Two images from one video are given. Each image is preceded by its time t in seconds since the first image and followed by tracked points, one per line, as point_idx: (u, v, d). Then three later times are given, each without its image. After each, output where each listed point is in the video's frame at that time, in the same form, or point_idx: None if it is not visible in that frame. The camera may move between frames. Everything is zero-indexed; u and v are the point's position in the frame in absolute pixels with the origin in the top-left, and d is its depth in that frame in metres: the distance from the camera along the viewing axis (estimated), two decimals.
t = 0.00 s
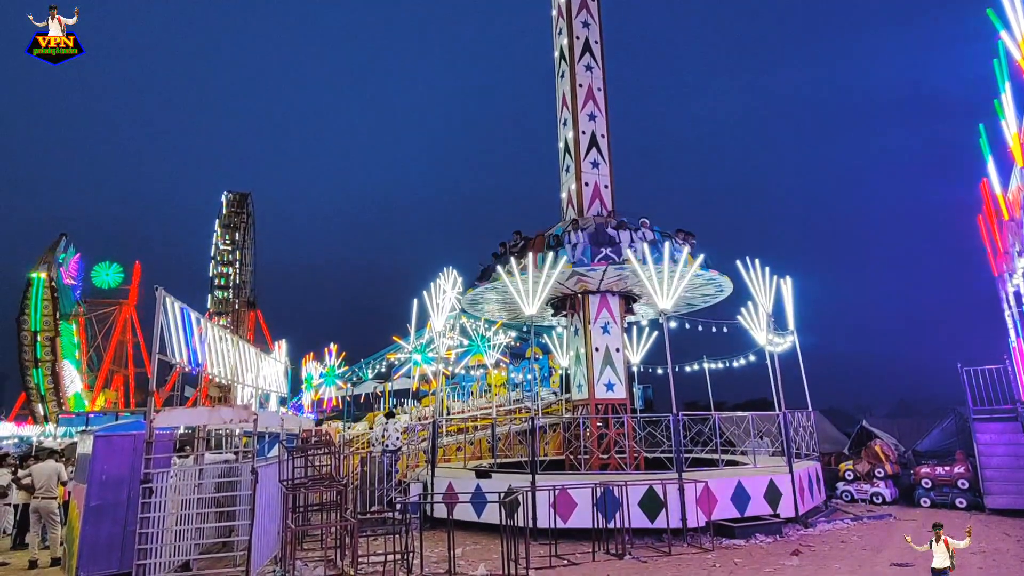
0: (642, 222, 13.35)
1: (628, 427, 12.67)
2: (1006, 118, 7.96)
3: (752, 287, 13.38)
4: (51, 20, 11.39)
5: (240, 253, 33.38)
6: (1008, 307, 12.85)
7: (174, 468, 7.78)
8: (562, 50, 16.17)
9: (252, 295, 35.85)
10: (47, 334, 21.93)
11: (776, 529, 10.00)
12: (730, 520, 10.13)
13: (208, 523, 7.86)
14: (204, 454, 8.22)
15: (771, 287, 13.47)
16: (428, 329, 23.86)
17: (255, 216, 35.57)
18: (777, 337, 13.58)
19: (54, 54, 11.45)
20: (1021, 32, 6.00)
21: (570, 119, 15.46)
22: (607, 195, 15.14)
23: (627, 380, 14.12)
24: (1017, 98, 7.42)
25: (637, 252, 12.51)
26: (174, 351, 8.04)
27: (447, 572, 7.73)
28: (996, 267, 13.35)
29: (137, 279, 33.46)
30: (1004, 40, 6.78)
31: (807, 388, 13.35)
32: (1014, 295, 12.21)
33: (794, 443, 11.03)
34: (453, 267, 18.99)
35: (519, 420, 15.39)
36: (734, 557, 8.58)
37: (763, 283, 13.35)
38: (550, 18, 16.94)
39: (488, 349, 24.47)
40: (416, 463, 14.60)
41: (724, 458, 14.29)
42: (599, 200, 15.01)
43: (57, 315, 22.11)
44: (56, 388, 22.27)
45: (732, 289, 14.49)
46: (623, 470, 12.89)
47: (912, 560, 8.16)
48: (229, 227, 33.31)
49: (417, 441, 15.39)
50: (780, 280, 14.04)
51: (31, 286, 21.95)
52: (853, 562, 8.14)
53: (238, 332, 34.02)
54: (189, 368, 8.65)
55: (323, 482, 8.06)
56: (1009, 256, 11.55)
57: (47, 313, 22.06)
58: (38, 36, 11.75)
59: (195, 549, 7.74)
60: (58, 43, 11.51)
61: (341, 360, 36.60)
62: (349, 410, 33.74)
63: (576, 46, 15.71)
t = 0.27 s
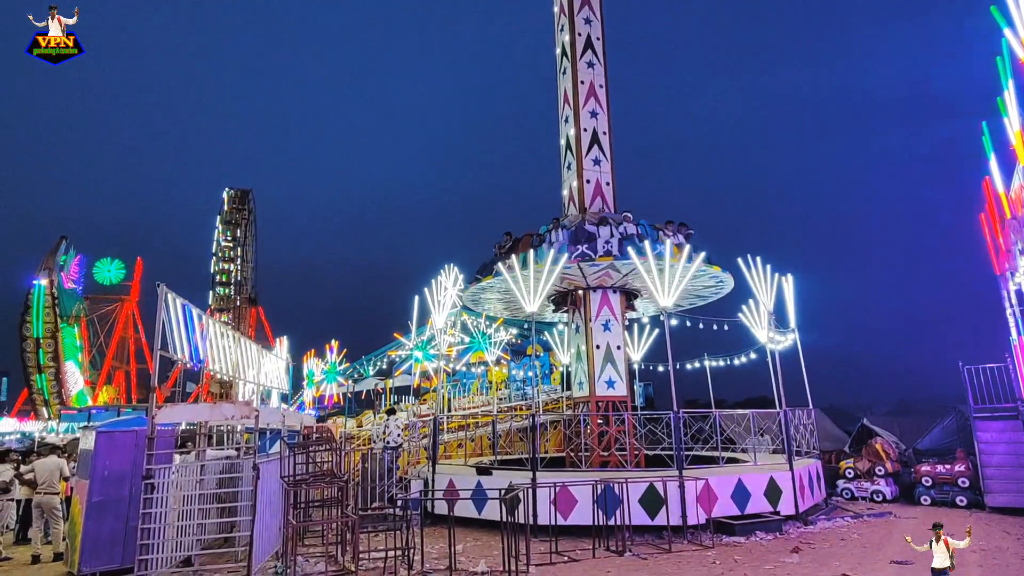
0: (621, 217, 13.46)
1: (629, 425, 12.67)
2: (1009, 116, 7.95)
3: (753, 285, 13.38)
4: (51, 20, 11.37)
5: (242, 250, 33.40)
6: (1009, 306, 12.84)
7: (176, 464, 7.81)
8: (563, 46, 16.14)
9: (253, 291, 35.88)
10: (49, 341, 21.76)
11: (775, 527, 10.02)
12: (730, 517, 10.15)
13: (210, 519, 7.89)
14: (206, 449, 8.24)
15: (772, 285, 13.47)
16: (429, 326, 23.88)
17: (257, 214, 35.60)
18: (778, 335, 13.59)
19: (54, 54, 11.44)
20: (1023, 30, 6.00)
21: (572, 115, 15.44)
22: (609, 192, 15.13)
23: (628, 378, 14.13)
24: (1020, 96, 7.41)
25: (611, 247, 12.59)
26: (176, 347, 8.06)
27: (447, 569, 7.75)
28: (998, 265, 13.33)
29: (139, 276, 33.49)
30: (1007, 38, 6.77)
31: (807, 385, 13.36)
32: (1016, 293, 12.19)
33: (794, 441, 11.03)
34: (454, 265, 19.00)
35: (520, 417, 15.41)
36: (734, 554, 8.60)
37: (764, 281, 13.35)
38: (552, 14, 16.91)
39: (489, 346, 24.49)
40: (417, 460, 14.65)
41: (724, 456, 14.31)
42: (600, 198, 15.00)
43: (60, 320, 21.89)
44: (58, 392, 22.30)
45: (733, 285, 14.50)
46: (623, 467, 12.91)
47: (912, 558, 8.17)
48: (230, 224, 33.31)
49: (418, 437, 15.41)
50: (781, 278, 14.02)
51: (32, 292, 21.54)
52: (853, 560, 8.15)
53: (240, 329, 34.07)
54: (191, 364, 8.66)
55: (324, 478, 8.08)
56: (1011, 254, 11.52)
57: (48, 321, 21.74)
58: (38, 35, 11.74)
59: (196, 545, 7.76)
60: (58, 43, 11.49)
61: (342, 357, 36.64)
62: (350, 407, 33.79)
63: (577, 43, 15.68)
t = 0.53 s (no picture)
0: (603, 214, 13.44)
1: (629, 425, 12.66)
2: (1010, 116, 7.93)
3: (753, 285, 13.37)
4: (51, 20, 11.38)
5: (243, 250, 33.43)
6: (1010, 306, 12.82)
7: (177, 464, 7.83)
8: (564, 47, 16.14)
9: (254, 292, 35.91)
10: (51, 355, 22.26)
11: (776, 527, 10.01)
12: (731, 518, 10.14)
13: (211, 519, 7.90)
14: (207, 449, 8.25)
15: (773, 284, 13.46)
16: (430, 326, 23.87)
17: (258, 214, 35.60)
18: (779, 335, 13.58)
19: (54, 54, 11.44)
20: None
21: (573, 116, 15.44)
22: (609, 192, 15.13)
23: (628, 378, 14.13)
24: (1021, 96, 7.40)
25: (584, 247, 12.68)
26: (177, 347, 8.08)
27: (448, 569, 7.75)
28: (999, 266, 13.31)
29: (140, 276, 33.52)
30: (1008, 38, 6.75)
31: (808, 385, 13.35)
32: (1017, 294, 12.17)
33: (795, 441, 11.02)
34: (455, 265, 19.00)
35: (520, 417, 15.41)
36: (735, 554, 8.60)
37: (765, 281, 13.34)
38: (553, 15, 16.92)
39: (490, 346, 24.48)
40: (418, 460, 14.67)
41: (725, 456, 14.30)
42: (601, 198, 15.00)
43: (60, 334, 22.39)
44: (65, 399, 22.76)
45: (733, 284, 14.49)
46: (624, 467, 12.91)
47: (913, 558, 8.16)
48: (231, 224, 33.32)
49: (419, 438, 15.41)
50: (782, 278, 14.01)
51: (33, 307, 21.86)
52: (854, 560, 8.15)
53: (241, 329, 34.10)
54: (191, 364, 8.66)
55: (325, 478, 8.08)
56: (1012, 255, 11.52)
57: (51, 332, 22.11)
58: (38, 35, 11.74)
59: (197, 545, 7.76)
60: (58, 42, 11.50)
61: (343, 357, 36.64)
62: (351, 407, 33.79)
63: (578, 43, 15.68)
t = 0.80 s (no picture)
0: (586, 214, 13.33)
1: (631, 426, 12.65)
2: (1011, 118, 7.93)
3: (754, 286, 13.37)
4: (51, 20, 11.41)
5: (244, 252, 33.47)
6: (1012, 307, 12.81)
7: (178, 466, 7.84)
8: (564, 49, 16.18)
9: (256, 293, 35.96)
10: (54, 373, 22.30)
11: (778, 529, 9.98)
12: (733, 520, 10.13)
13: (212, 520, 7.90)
14: (208, 451, 8.25)
15: (773, 286, 13.45)
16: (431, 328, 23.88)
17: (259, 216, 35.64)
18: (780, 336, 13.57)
19: (54, 54, 11.48)
20: None
21: (573, 117, 15.46)
22: (610, 194, 15.13)
23: (629, 379, 14.13)
24: (1021, 97, 7.39)
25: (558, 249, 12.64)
26: (178, 349, 8.10)
27: (448, 570, 7.75)
28: (1000, 267, 13.30)
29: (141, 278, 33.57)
30: (1009, 39, 6.75)
31: (809, 386, 13.33)
32: (1018, 295, 12.13)
33: (797, 443, 10.99)
34: (456, 267, 19.01)
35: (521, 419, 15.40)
36: (736, 556, 8.59)
37: (766, 282, 13.33)
38: (553, 17, 16.95)
39: (491, 347, 24.47)
40: (419, 462, 14.69)
41: (726, 458, 14.28)
42: (602, 199, 15.00)
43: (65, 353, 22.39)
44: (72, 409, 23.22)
45: (734, 283, 14.50)
46: (625, 469, 12.90)
47: (916, 560, 8.14)
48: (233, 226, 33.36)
49: (420, 439, 15.41)
50: (783, 279, 13.99)
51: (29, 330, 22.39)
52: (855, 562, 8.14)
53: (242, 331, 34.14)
54: (193, 365, 8.66)
55: (325, 480, 8.08)
56: (1013, 256, 11.51)
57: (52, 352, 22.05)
58: (39, 36, 11.78)
59: (198, 547, 7.74)
60: (58, 42, 11.53)
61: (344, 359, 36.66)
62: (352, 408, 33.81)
63: (579, 45, 15.70)
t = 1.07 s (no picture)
0: (564, 220, 13.55)
1: (633, 429, 12.63)
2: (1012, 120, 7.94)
3: (756, 289, 13.35)
4: (51, 21, 11.45)
5: (245, 254, 33.51)
6: (1014, 310, 12.79)
7: (180, 470, 7.85)
8: (565, 52, 16.21)
9: (257, 296, 36.01)
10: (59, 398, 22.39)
11: (780, 533, 9.95)
12: (735, 523, 10.11)
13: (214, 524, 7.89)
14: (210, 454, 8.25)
15: (776, 289, 13.43)
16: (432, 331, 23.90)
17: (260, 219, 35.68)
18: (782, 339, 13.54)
19: (54, 54, 11.51)
20: None
21: (574, 120, 15.48)
22: (612, 196, 15.14)
23: (631, 382, 14.12)
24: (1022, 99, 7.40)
25: (533, 254, 12.95)
26: (179, 352, 8.08)
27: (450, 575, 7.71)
28: (1002, 269, 13.30)
29: (143, 281, 33.64)
30: (1009, 41, 6.74)
31: (811, 389, 13.30)
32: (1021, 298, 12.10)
33: (799, 446, 10.96)
34: (457, 270, 19.02)
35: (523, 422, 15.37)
36: (739, 560, 8.57)
37: (768, 286, 13.30)
38: (554, 20, 16.98)
39: (492, 350, 24.44)
40: (420, 465, 14.67)
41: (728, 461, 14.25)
42: (603, 202, 15.00)
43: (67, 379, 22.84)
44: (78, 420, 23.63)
45: (735, 285, 14.50)
46: (627, 472, 12.87)
47: (919, 563, 8.11)
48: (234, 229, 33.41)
49: (422, 443, 15.39)
50: (785, 282, 13.96)
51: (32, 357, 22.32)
52: (858, 565, 8.11)
53: (243, 334, 34.18)
54: (194, 369, 8.65)
55: (327, 483, 8.06)
56: (1015, 258, 11.48)
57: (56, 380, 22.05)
58: (40, 37, 11.82)
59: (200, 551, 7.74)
60: (58, 43, 11.57)
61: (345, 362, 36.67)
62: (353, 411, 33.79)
63: (580, 49, 15.73)
